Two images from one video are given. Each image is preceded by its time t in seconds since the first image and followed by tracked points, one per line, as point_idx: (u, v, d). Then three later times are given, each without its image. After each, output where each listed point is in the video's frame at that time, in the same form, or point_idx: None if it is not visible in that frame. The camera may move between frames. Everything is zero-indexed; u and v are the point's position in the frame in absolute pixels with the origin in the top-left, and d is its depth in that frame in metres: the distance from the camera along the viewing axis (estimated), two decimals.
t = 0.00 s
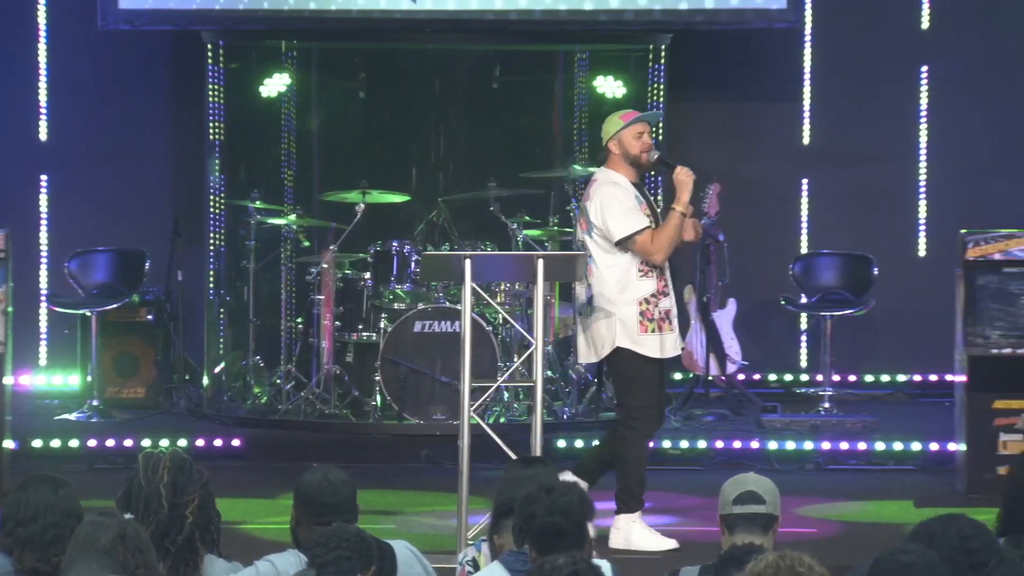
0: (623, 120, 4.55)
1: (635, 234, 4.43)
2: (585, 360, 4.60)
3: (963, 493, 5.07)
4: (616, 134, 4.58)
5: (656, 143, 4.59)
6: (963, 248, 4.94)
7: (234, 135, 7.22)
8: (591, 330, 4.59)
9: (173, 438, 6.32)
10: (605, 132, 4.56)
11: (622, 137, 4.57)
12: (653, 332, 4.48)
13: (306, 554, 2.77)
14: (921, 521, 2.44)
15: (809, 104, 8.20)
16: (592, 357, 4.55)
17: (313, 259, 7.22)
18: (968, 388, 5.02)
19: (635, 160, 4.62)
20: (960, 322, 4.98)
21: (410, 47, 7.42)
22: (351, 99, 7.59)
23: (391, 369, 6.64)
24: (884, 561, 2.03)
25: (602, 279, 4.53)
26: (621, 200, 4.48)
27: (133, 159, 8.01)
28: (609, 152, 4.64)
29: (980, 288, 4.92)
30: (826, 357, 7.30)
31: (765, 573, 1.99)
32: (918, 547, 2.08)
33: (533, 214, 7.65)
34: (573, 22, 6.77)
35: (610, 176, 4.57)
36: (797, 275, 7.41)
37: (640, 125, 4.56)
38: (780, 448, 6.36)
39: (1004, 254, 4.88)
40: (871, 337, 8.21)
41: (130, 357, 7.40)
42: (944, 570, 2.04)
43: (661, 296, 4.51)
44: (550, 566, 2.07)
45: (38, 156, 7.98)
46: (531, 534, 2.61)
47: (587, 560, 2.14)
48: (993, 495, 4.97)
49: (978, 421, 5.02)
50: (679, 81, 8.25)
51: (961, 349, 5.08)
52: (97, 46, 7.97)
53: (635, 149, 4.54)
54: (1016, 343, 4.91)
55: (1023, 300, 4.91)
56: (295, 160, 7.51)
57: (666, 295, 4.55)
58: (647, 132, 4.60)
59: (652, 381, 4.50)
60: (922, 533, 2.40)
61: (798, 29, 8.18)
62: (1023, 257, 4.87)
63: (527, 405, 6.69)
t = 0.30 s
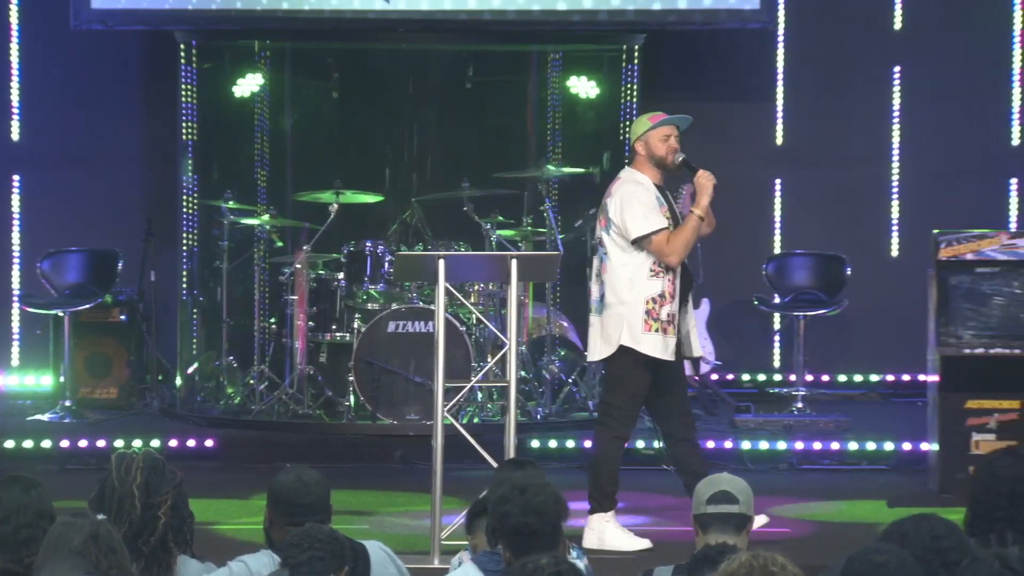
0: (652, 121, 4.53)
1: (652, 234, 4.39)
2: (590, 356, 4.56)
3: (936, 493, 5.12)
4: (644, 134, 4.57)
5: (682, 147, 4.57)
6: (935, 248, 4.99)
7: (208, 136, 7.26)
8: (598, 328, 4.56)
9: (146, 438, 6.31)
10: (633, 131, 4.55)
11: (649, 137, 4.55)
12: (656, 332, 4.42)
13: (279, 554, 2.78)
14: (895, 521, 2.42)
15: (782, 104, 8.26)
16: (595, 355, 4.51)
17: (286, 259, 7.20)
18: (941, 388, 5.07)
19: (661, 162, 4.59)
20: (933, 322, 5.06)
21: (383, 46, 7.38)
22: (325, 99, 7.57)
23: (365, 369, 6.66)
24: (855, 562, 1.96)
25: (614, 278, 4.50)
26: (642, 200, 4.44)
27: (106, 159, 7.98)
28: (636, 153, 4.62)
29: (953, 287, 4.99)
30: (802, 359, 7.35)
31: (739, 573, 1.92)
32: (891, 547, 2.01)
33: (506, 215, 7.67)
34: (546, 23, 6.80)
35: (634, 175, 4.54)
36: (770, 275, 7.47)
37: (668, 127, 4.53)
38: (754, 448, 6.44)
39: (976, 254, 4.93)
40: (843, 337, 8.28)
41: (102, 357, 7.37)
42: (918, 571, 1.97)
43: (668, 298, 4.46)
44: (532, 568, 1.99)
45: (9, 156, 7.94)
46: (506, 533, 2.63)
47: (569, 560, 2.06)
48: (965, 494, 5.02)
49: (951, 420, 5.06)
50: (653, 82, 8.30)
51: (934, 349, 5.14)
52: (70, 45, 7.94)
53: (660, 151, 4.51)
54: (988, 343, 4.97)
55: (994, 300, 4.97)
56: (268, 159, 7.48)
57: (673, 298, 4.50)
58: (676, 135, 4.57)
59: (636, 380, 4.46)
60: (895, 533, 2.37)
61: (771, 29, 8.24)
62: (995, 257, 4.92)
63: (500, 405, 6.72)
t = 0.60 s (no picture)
0: (673, 123, 4.63)
1: (670, 235, 4.47)
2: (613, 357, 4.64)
3: (902, 492, 5.18)
4: (665, 136, 4.66)
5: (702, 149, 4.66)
6: (901, 248, 5.08)
7: (172, 135, 7.29)
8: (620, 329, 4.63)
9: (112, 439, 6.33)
10: (654, 133, 4.65)
11: (670, 139, 4.64)
12: (675, 333, 4.48)
13: (245, 554, 2.79)
14: (860, 521, 2.44)
15: (748, 105, 8.30)
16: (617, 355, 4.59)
17: (253, 259, 7.28)
18: (907, 388, 5.12)
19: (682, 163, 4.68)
20: (898, 322, 5.18)
21: (350, 46, 7.38)
22: (291, 99, 7.53)
23: (332, 369, 6.72)
24: (823, 561, 1.99)
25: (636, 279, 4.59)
26: (661, 201, 4.53)
27: (71, 159, 7.93)
28: (658, 155, 4.72)
29: (919, 288, 5.09)
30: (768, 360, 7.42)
31: (705, 574, 1.94)
32: (857, 547, 2.06)
33: (473, 214, 7.70)
34: (514, 23, 6.83)
35: (655, 177, 4.63)
36: (737, 275, 7.53)
37: (688, 128, 4.62)
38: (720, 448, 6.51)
39: (941, 254, 5.02)
40: (808, 337, 8.35)
41: (67, 358, 7.33)
42: (883, 570, 2.02)
43: (688, 299, 4.52)
44: (502, 568, 2.01)
45: None
46: (473, 533, 2.66)
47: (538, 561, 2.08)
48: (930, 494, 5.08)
49: (917, 421, 5.11)
50: (621, 83, 8.35)
51: (900, 349, 5.23)
52: (35, 44, 7.89)
53: (681, 152, 4.60)
54: (953, 343, 5.13)
55: (959, 300, 5.09)
56: (235, 159, 7.45)
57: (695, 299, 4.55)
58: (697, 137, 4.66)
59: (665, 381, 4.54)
60: (860, 532, 2.39)
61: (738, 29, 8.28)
62: (960, 257, 5.02)
63: (468, 405, 6.75)
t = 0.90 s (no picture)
0: (693, 117, 4.57)
1: (683, 229, 4.43)
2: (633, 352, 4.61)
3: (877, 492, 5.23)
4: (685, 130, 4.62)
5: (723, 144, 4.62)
6: (877, 247, 5.12)
7: (146, 135, 7.25)
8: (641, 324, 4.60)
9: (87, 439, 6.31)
10: (675, 127, 4.61)
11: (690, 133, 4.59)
12: (694, 329, 4.43)
13: (221, 556, 2.80)
14: (836, 521, 2.46)
15: (724, 105, 8.33)
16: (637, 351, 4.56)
17: (229, 260, 7.29)
18: (884, 388, 5.16)
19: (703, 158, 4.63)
20: (874, 322, 5.23)
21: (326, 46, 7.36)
22: (266, 99, 7.56)
23: (308, 370, 6.74)
24: (799, 561, 1.98)
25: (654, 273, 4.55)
26: (677, 195, 4.50)
27: (46, 158, 7.91)
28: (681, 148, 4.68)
29: (894, 287, 5.15)
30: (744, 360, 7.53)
31: (681, 573, 1.92)
32: (833, 547, 2.04)
33: (449, 214, 7.75)
34: (490, 23, 6.86)
35: (673, 171, 4.60)
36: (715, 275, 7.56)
37: (709, 123, 4.56)
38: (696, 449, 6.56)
39: (916, 254, 5.06)
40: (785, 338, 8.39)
41: (42, 359, 7.30)
42: (859, 571, 2.00)
43: (708, 295, 4.47)
44: (471, 568, 2.03)
45: None
46: (450, 533, 2.68)
47: (508, 560, 2.09)
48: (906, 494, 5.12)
49: (893, 421, 5.18)
50: (598, 83, 8.39)
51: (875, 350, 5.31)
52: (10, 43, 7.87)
53: (699, 147, 4.55)
54: (928, 343, 5.19)
55: (935, 300, 5.14)
56: (210, 159, 7.48)
57: (716, 295, 4.50)
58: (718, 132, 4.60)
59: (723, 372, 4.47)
60: (836, 532, 2.41)
61: (713, 30, 8.32)
62: (934, 257, 5.05)
63: (444, 405, 6.79)
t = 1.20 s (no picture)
0: (708, 126, 4.60)
1: (698, 240, 4.46)
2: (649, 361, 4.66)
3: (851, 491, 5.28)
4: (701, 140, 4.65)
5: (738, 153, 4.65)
6: (851, 248, 5.19)
7: (121, 137, 7.29)
8: (656, 333, 4.65)
9: (61, 440, 6.34)
10: (690, 137, 4.64)
11: (704, 143, 4.62)
12: (706, 340, 4.47)
13: (194, 556, 2.81)
14: (811, 521, 2.40)
15: (698, 104, 8.39)
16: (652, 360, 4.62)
17: (203, 261, 7.26)
18: (857, 388, 5.24)
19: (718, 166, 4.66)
20: (849, 322, 5.30)
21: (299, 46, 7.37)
22: (240, 99, 7.54)
23: (282, 370, 6.75)
24: (774, 561, 1.94)
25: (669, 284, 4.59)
26: (692, 206, 4.53)
27: (19, 158, 7.89)
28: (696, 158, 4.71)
29: (867, 287, 5.20)
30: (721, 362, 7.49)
31: (656, 574, 1.91)
32: (807, 547, 2.01)
33: (423, 215, 7.72)
34: (464, 23, 6.89)
35: (688, 181, 4.63)
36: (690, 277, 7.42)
37: (724, 132, 4.59)
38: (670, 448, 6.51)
39: (890, 254, 5.14)
40: (759, 338, 8.46)
41: (14, 360, 7.28)
42: (834, 571, 1.97)
43: (721, 306, 4.51)
44: (439, 567, 2.06)
45: None
46: (424, 533, 2.71)
47: (476, 561, 2.12)
48: (880, 493, 5.17)
49: (868, 421, 5.23)
50: (574, 84, 8.44)
51: (849, 350, 5.37)
52: None
53: (714, 156, 4.58)
54: (902, 343, 5.25)
55: (908, 300, 5.21)
56: (185, 159, 7.46)
57: (730, 306, 4.53)
58: (732, 140, 4.62)
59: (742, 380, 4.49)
60: (810, 532, 2.35)
61: (688, 30, 8.37)
62: (908, 258, 5.13)
63: (419, 406, 6.81)
